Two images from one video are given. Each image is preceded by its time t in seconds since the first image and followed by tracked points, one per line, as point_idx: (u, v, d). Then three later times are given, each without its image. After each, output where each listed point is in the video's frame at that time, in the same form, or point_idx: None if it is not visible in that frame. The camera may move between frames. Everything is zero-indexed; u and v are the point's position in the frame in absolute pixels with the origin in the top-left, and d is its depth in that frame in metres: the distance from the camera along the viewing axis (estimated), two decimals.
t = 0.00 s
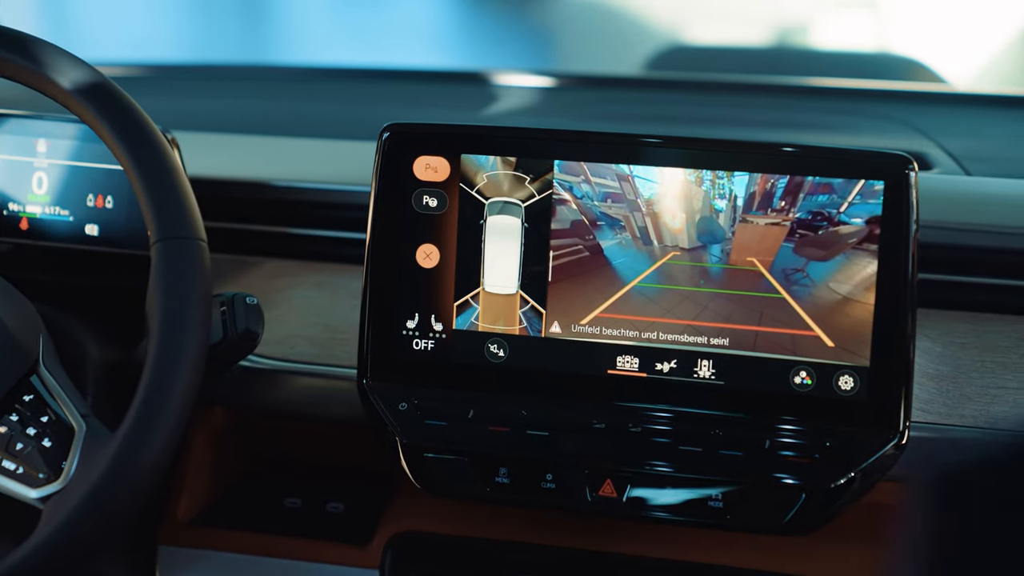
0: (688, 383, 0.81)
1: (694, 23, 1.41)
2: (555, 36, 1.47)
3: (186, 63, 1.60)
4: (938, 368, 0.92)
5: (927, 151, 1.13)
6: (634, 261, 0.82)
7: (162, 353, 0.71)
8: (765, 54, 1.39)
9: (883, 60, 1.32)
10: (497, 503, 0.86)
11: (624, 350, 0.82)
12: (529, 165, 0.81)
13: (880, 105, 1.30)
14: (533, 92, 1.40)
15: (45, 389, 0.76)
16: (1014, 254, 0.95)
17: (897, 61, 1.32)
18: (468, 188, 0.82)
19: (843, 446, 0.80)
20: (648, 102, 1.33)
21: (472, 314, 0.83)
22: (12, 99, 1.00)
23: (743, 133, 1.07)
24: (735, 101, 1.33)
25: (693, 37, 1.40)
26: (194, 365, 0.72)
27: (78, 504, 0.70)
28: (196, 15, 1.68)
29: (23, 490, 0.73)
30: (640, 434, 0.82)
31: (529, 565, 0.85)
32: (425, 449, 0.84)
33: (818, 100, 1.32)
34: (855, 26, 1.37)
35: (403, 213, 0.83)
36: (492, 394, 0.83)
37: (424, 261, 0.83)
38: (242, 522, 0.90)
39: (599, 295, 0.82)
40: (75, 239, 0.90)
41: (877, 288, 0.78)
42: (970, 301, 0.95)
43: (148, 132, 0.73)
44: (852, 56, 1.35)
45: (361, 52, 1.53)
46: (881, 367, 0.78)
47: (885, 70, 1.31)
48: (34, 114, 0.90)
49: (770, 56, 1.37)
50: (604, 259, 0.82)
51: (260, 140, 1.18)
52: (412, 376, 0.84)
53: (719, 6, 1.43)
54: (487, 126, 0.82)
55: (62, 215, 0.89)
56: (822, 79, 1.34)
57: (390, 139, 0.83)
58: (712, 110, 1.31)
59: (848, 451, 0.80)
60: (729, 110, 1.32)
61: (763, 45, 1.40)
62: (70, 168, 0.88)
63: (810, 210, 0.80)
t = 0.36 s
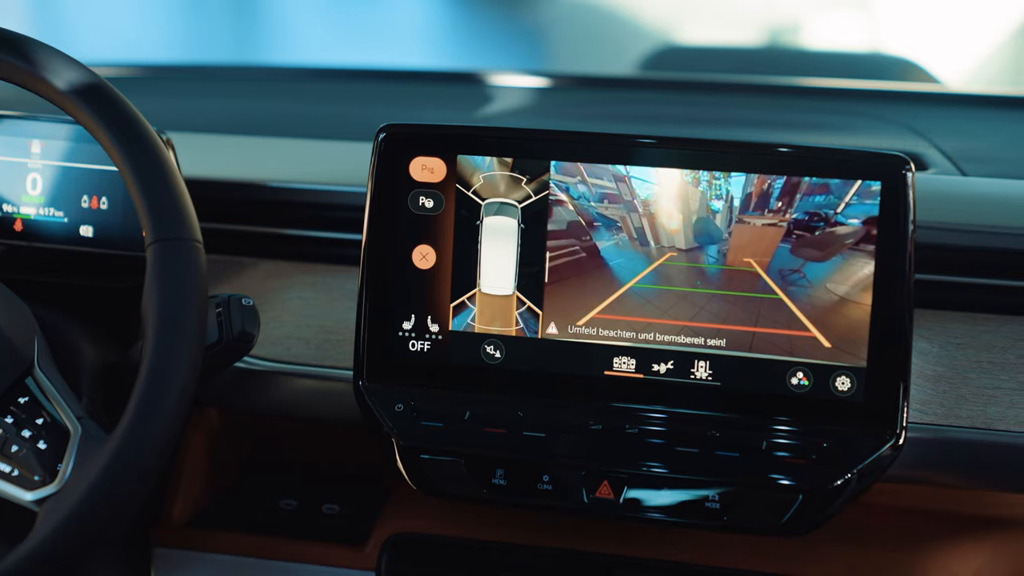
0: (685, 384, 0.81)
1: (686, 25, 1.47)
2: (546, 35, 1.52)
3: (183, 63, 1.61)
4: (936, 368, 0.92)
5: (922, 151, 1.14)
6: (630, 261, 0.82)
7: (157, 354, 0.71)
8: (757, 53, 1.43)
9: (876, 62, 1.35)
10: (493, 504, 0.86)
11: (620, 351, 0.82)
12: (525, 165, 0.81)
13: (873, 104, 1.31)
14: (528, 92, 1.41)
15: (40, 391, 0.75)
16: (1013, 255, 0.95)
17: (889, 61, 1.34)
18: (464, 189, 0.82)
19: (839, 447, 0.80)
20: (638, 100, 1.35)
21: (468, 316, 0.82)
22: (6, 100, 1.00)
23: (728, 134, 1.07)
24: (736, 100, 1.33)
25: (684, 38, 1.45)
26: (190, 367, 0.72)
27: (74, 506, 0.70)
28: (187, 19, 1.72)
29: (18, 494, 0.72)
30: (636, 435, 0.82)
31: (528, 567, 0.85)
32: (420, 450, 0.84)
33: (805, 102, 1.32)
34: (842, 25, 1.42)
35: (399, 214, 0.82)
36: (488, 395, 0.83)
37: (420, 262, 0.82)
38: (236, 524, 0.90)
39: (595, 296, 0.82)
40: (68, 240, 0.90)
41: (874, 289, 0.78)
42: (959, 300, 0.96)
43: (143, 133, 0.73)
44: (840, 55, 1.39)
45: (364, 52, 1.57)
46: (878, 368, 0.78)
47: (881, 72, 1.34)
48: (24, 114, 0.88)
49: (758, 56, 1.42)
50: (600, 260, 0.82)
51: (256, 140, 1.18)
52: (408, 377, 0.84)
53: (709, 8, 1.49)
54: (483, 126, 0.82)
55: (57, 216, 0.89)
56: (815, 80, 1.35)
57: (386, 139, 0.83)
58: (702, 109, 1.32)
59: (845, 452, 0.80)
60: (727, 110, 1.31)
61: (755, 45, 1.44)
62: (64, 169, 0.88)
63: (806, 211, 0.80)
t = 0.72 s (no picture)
0: (677, 383, 0.81)
1: (678, 24, 1.47)
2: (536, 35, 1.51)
3: (175, 63, 1.62)
4: (927, 368, 0.91)
5: (915, 152, 1.14)
6: (623, 261, 0.82)
7: (150, 353, 0.71)
8: (746, 54, 1.43)
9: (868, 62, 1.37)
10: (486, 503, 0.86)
11: (613, 350, 0.82)
12: (518, 165, 0.81)
13: (866, 104, 1.35)
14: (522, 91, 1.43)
15: (33, 390, 0.75)
16: (1005, 254, 0.95)
17: (882, 61, 1.36)
18: (457, 188, 0.82)
19: (832, 446, 0.80)
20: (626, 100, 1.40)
21: (461, 316, 0.82)
22: None
23: (717, 133, 1.07)
24: (726, 100, 1.38)
25: (676, 38, 1.46)
26: (183, 366, 0.72)
27: (67, 506, 0.70)
28: (178, 18, 1.70)
29: (10, 493, 0.72)
30: (629, 434, 0.82)
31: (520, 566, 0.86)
32: (412, 450, 0.84)
33: (793, 102, 1.35)
34: (833, 25, 1.41)
35: (392, 213, 0.82)
36: (481, 395, 0.83)
37: (412, 262, 0.82)
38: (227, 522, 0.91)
39: (588, 296, 0.82)
40: (58, 239, 0.91)
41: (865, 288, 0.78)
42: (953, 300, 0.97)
43: (135, 132, 0.73)
44: (832, 54, 1.40)
45: (353, 52, 1.56)
46: (871, 367, 0.78)
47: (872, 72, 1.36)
48: (13, 112, 0.88)
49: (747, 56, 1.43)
50: (593, 260, 0.82)
51: (250, 140, 1.18)
52: (401, 377, 0.84)
53: (700, 8, 1.49)
54: (476, 126, 0.81)
55: (48, 216, 0.90)
56: (805, 79, 1.37)
57: (379, 139, 0.83)
58: (691, 108, 1.36)
59: (837, 452, 0.80)
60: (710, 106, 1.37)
61: (748, 46, 1.44)
62: (55, 169, 0.88)
63: (799, 210, 0.80)
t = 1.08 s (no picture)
0: (663, 382, 0.82)
1: (670, 24, 1.50)
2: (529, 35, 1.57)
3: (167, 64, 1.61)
4: (913, 366, 0.91)
5: (900, 150, 1.14)
6: (608, 260, 0.83)
7: (132, 354, 0.71)
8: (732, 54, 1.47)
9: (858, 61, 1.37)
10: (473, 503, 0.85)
11: (599, 350, 0.82)
12: (504, 164, 0.81)
13: (853, 104, 1.35)
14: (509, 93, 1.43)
15: (17, 390, 0.76)
16: (988, 252, 0.96)
17: (872, 61, 1.36)
18: (443, 188, 0.82)
19: (817, 445, 0.80)
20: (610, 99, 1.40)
21: (447, 315, 0.83)
22: None
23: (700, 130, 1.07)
24: (715, 100, 1.38)
25: (665, 36, 1.48)
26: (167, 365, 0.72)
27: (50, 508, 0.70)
28: (168, 18, 1.76)
29: None
30: (616, 433, 0.82)
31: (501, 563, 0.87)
32: (398, 450, 0.84)
33: (787, 101, 1.35)
34: (822, 25, 1.47)
35: (378, 213, 0.82)
36: (467, 394, 0.83)
37: (398, 261, 0.82)
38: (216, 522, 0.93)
39: (574, 295, 0.82)
40: (44, 239, 0.90)
41: (850, 286, 0.78)
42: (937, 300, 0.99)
43: (119, 131, 0.73)
44: (819, 53, 1.43)
45: (347, 53, 1.59)
46: (856, 366, 0.79)
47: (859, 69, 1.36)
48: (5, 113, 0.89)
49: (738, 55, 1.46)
50: (579, 259, 0.82)
51: (240, 140, 1.18)
52: (387, 376, 0.84)
53: (691, 9, 1.52)
54: (462, 125, 0.82)
55: (34, 216, 0.89)
56: (796, 79, 1.38)
57: (365, 138, 0.82)
58: (678, 107, 1.35)
59: (823, 450, 0.80)
60: (698, 107, 1.37)
61: (737, 44, 1.49)
62: (43, 168, 0.88)
63: (784, 209, 0.80)
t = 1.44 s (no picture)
0: (661, 382, 0.82)
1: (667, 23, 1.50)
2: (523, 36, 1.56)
3: (160, 63, 1.63)
4: (908, 366, 0.92)
5: (896, 150, 1.14)
6: (606, 260, 0.83)
7: (130, 354, 0.70)
8: (724, 53, 1.50)
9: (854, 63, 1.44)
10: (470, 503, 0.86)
11: (596, 350, 0.82)
12: (501, 164, 0.81)
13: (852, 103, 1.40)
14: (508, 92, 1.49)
15: (14, 390, 0.75)
16: (983, 252, 0.97)
17: (870, 61, 1.42)
18: (440, 188, 0.82)
19: (814, 444, 0.80)
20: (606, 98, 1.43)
21: (444, 315, 0.83)
22: None
23: (695, 129, 1.09)
24: (712, 100, 1.41)
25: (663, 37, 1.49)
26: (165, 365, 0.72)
27: (47, 508, 0.70)
28: (161, 18, 1.72)
29: None
30: (613, 433, 0.82)
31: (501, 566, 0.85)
32: (395, 450, 0.84)
33: (782, 100, 1.40)
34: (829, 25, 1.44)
35: (375, 213, 0.82)
36: (464, 394, 0.83)
37: (395, 261, 0.82)
38: (212, 522, 0.92)
39: (571, 295, 0.82)
40: (40, 239, 0.90)
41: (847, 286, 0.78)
42: (935, 299, 0.99)
43: (116, 131, 0.72)
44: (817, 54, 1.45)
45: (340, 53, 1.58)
46: (853, 365, 0.79)
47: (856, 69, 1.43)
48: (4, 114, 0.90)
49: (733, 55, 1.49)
50: (576, 259, 0.82)
51: (236, 140, 1.18)
52: (384, 376, 0.84)
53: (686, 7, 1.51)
54: (458, 125, 0.82)
55: (30, 216, 0.89)
56: (791, 79, 1.43)
57: (361, 138, 0.82)
58: (675, 108, 1.39)
59: (819, 450, 0.80)
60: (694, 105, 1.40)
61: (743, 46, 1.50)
62: (37, 168, 0.88)
63: (780, 209, 0.80)
